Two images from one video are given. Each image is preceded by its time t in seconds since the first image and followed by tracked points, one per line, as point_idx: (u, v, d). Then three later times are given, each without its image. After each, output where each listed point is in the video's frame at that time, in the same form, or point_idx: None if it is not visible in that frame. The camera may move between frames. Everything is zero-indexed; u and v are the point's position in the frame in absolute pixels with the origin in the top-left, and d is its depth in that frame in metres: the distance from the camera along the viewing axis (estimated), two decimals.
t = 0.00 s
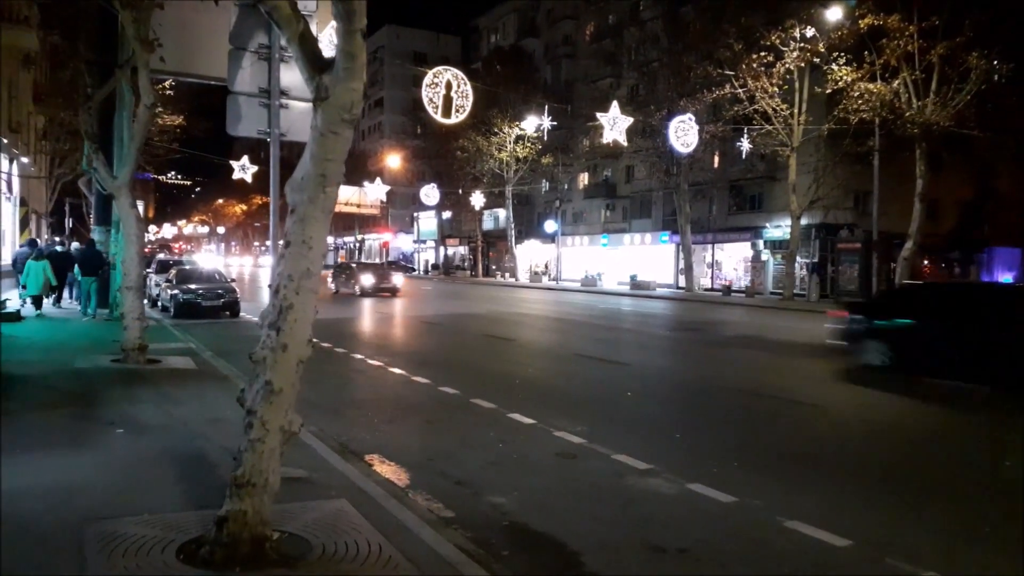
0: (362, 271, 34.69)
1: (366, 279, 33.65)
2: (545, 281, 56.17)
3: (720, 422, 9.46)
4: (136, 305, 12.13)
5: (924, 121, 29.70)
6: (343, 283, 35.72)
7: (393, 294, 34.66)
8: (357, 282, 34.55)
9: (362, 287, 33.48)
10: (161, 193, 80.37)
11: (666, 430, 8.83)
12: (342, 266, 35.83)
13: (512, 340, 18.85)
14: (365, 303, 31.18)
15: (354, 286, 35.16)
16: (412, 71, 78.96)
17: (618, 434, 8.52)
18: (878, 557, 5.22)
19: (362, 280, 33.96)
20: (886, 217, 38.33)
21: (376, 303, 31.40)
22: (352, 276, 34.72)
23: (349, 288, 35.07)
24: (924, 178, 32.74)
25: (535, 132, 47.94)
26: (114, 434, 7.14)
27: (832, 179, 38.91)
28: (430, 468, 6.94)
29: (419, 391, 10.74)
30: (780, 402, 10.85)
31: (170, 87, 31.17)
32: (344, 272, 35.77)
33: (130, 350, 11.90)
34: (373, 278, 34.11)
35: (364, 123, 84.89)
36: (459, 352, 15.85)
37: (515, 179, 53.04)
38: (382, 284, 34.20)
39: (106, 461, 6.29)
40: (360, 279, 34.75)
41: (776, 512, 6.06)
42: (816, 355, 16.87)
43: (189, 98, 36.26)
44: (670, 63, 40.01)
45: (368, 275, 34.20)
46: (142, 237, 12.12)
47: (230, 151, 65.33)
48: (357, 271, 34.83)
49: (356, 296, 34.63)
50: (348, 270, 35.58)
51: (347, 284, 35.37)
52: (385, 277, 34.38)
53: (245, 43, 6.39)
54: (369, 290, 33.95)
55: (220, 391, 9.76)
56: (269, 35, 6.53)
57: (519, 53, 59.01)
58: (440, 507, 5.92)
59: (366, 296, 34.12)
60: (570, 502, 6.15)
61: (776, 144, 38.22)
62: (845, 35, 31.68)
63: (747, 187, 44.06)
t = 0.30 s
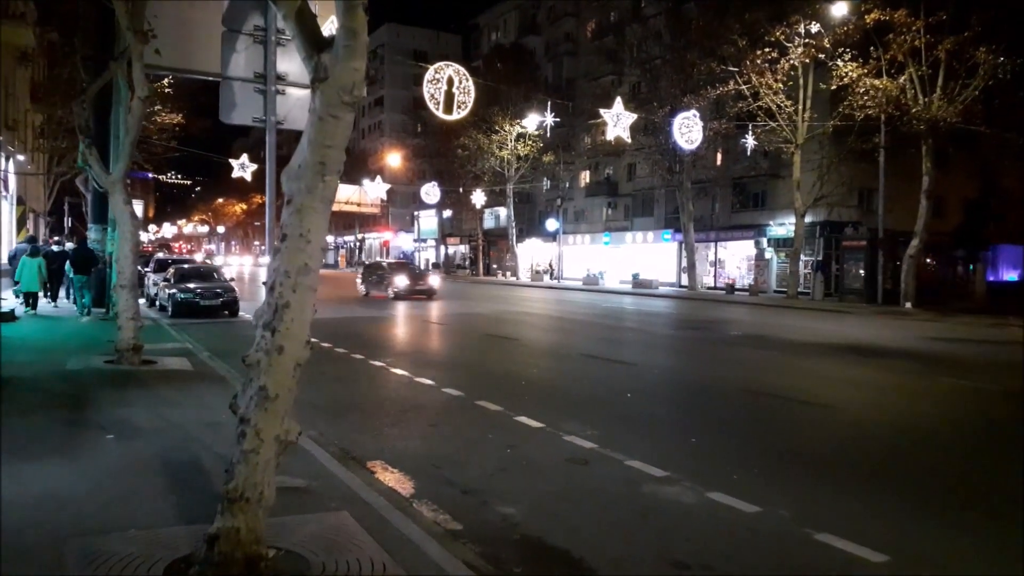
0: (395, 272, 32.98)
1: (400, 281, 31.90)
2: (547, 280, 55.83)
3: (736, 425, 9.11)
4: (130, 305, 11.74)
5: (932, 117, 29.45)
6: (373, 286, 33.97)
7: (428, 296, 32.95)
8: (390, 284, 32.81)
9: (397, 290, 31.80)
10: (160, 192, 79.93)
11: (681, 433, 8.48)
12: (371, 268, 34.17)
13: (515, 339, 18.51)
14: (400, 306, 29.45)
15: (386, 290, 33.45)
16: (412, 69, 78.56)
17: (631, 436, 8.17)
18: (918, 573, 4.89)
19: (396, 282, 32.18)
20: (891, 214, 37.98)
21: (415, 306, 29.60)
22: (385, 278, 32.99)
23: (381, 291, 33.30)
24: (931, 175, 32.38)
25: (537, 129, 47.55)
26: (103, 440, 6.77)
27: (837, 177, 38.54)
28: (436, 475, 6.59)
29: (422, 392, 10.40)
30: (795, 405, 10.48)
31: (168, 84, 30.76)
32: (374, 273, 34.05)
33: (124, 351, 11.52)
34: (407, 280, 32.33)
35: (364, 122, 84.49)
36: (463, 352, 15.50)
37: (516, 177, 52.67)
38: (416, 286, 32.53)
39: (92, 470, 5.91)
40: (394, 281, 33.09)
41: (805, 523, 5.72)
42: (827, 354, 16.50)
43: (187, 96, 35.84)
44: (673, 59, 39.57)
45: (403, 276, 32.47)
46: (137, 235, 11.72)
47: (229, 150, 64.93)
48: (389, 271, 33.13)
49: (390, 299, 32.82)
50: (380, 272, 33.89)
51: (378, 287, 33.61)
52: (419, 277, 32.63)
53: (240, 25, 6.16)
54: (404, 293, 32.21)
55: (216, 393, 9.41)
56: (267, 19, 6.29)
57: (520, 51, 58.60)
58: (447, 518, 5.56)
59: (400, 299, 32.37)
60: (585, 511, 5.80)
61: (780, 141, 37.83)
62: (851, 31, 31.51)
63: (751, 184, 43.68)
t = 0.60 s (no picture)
0: (432, 275, 30.79)
1: (439, 286, 29.76)
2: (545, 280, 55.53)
3: (748, 434, 8.76)
4: (118, 310, 11.37)
5: (935, 115, 29.13)
6: (408, 290, 31.76)
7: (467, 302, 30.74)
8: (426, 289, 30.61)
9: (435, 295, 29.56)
10: (157, 191, 79.51)
11: (691, 443, 8.13)
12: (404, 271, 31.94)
13: (517, 342, 18.14)
14: (440, 313, 27.28)
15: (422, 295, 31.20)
16: (410, 68, 78.18)
17: (639, 447, 7.83)
18: None
19: (435, 287, 29.96)
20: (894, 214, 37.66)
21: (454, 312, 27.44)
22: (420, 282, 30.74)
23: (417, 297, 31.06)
24: (934, 174, 32.05)
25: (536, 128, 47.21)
26: (83, 455, 6.39)
27: (839, 175, 38.19)
28: (435, 492, 6.22)
29: (421, 399, 10.04)
30: (806, 413, 10.11)
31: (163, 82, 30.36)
32: (409, 277, 31.84)
33: (110, 357, 11.25)
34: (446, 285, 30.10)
35: (362, 121, 84.12)
36: (462, 355, 15.15)
37: (515, 177, 52.33)
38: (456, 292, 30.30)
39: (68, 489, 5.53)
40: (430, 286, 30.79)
41: (829, 546, 5.37)
42: (834, 357, 16.17)
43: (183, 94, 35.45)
44: (674, 57, 39.22)
45: (441, 281, 30.29)
46: (124, 237, 11.34)
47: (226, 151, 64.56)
48: (426, 274, 30.92)
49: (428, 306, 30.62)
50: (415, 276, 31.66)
51: (414, 292, 31.39)
52: (458, 282, 30.43)
53: (225, 15, 5.79)
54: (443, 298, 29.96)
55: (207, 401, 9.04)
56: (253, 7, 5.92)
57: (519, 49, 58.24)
58: (447, 543, 5.18)
59: (438, 305, 30.24)
60: (593, 532, 5.44)
61: (781, 140, 37.54)
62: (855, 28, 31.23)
63: (752, 184, 43.36)
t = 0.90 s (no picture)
0: (476, 277, 27.57)
1: (485, 290, 26.55)
2: (543, 279, 55.23)
3: (754, 439, 8.44)
4: (99, 312, 11.00)
5: (935, 113, 28.80)
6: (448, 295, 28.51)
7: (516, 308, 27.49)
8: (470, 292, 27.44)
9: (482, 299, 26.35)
10: (151, 191, 78.94)
11: (694, 449, 7.81)
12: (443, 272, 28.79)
13: (513, 343, 17.80)
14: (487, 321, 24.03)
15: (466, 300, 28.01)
16: (406, 66, 77.75)
17: (640, 454, 7.50)
18: None
19: (482, 290, 26.77)
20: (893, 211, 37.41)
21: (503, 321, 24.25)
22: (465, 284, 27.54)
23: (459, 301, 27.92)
24: (934, 172, 31.75)
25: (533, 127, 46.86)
26: (51, 465, 6.02)
27: (838, 174, 37.93)
28: (426, 505, 5.87)
29: (414, 403, 9.71)
30: (816, 419, 9.78)
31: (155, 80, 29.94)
32: (449, 279, 28.57)
33: (91, 360, 10.87)
34: (493, 288, 26.93)
35: (358, 120, 83.67)
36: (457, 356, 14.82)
37: (512, 175, 52.02)
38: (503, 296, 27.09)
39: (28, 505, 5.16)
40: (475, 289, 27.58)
41: (845, 564, 5.04)
42: (838, 357, 15.86)
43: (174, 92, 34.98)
44: (671, 54, 38.85)
45: (488, 284, 27.04)
46: (106, 237, 10.99)
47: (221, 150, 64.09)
48: (469, 275, 27.70)
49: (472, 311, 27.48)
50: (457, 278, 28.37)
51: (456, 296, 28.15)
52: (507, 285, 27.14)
53: None
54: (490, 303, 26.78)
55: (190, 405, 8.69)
56: None
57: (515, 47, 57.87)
58: (436, 563, 4.83)
59: (484, 311, 27.09)
60: (593, 550, 5.09)
61: (779, 138, 37.26)
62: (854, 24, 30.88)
63: (750, 182, 43.07)
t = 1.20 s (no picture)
0: (533, 283, 24.61)
1: (546, 295, 23.56)
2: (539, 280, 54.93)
3: (756, 444, 8.18)
4: (81, 315, 10.67)
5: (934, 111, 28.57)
6: (501, 302, 25.33)
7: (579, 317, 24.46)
8: (527, 300, 24.34)
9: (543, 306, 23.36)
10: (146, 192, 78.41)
11: (697, 458, 7.52)
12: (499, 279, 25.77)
13: (510, 345, 17.50)
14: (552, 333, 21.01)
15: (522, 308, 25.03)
16: (401, 66, 77.39)
17: (640, 463, 7.21)
18: None
19: (542, 297, 23.81)
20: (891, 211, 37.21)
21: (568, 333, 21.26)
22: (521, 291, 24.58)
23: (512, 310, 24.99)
24: (933, 172, 31.51)
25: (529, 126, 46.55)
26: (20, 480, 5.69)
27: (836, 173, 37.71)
28: (417, 521, 5.57)
29: (405, 408, 9.44)
30: (822, 424, 9.49)
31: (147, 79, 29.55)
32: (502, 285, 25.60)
33: (73, 365, 10.50)
34: (554, 294, 23.97)
35: (353, 120, 83.24)
36: (452, 359, 14.52)
37: (508, 175, 51.81)
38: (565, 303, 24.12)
39: None
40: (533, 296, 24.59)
41: None
42: (841, 359, 15.58)
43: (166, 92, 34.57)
44: (668, 53, 38.54)
45: (549, 290, 24.04)
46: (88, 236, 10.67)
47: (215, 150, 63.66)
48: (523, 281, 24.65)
49: (529, 321, 24.47)
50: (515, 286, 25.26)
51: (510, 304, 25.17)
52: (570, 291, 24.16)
53: None
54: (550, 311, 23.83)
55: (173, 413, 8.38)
56: None
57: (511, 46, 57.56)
58: None
59: (545, 320, 24.02)
60: (592, 568, 4.80)
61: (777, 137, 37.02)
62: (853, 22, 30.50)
63: (747, 182, 42.81)
